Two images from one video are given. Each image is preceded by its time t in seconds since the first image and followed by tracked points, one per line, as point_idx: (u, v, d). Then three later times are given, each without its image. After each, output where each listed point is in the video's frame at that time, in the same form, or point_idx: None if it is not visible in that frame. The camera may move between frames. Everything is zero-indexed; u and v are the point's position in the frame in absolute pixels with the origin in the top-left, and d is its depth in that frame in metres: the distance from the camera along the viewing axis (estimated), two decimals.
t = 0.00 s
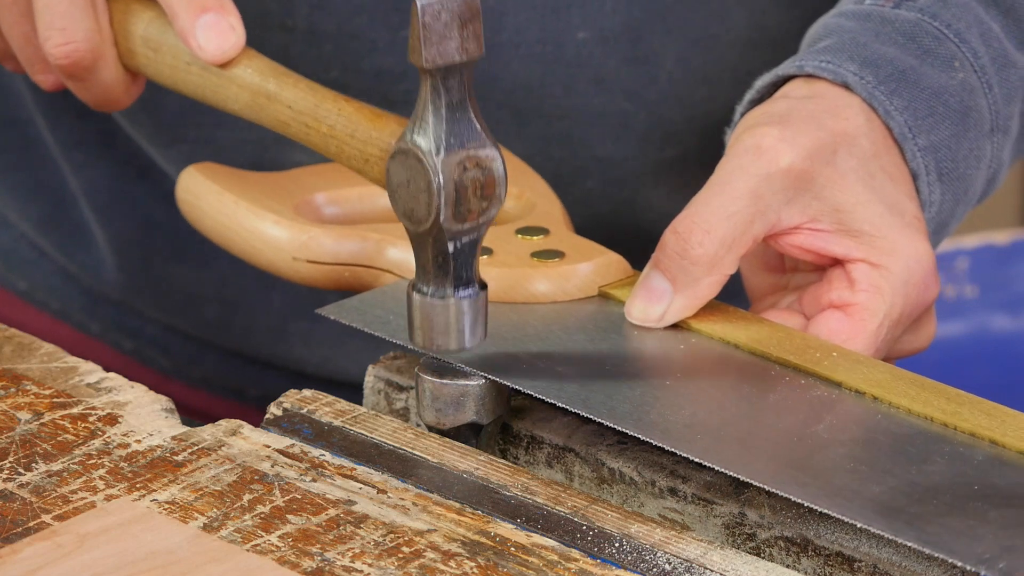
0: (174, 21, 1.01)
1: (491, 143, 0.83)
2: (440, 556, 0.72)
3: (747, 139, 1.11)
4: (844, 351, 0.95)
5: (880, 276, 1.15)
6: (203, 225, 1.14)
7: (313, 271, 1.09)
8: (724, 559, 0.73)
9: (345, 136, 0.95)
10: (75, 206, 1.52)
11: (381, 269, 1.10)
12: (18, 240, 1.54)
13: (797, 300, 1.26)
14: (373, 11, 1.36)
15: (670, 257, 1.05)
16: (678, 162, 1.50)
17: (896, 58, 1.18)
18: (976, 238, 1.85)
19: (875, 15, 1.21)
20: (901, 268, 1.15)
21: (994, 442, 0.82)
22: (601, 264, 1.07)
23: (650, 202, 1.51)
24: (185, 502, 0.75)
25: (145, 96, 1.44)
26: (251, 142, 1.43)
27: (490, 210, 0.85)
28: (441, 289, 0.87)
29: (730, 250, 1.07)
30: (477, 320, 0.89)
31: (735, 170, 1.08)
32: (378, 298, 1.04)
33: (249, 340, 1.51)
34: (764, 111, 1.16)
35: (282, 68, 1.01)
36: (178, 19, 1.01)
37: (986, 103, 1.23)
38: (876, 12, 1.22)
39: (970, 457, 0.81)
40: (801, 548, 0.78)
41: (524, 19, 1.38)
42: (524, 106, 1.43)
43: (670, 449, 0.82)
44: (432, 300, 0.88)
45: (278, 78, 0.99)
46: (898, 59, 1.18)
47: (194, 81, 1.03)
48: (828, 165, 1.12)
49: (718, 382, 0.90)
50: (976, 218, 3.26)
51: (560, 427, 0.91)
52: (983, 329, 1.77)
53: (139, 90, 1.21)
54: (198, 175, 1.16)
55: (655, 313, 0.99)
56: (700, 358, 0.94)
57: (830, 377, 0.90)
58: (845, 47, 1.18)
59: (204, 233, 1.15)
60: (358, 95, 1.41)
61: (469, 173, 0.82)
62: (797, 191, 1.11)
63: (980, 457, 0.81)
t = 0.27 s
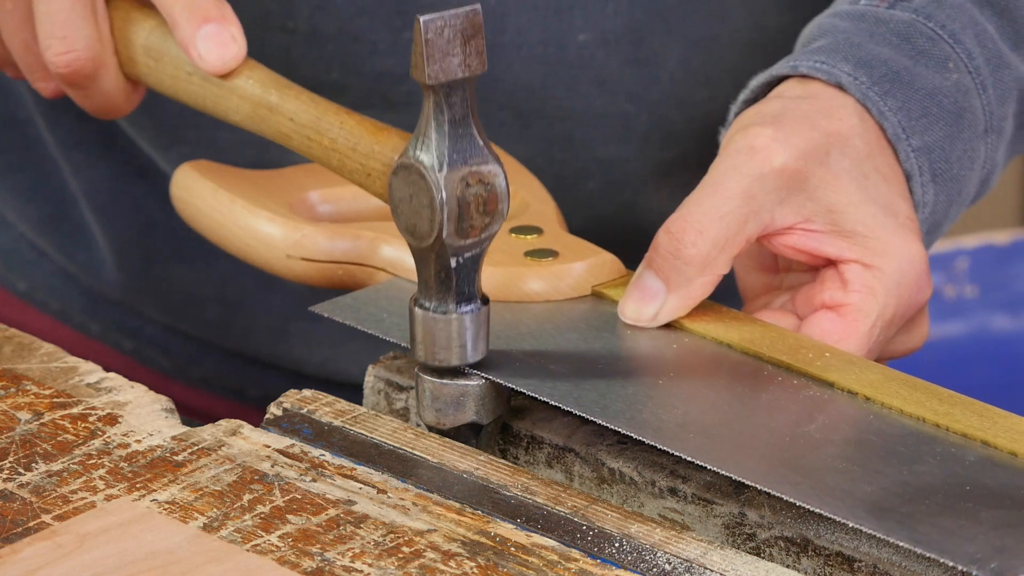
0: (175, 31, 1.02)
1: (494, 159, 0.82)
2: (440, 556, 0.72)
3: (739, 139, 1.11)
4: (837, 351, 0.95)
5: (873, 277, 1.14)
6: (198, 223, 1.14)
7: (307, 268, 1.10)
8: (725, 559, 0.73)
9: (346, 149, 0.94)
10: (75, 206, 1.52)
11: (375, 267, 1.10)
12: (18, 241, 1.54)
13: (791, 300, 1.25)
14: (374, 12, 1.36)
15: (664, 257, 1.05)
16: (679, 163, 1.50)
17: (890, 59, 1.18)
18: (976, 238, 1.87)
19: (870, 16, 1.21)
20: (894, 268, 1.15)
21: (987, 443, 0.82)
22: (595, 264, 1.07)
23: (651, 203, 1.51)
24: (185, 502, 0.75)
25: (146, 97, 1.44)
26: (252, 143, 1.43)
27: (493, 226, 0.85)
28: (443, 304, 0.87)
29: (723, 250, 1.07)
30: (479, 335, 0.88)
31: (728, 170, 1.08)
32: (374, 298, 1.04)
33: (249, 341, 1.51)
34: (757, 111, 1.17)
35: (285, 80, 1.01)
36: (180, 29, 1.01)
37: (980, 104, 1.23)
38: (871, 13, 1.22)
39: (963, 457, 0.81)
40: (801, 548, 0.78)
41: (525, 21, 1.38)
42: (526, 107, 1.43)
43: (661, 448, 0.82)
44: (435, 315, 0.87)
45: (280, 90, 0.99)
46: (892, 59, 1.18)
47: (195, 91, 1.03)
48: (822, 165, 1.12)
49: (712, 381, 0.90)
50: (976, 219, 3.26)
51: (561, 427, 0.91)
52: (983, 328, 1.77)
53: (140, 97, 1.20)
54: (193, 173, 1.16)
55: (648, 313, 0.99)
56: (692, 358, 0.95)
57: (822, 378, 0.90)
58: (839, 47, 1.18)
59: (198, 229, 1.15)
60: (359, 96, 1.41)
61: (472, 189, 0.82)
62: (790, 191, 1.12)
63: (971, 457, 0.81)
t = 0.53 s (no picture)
0: (178, 31, 1.03)
1: (498, 158, 0.83)
2: (440, 556, 0.72)
3: (735, 137, 1.11)
4: (830, 348, 0.95)
5: (867, 274, 1.14)
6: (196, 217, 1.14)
7: (304, 262, 1.10)
8: (724, 559, 0.73)
9: (349, 149, 0.94)
10: (74, 207, 1.52)
11: (371, 261, 1.10)
12: (16, 243, 1.55)
13: (786, 297, 1.24)
14: (374, 13, 1.36)
15: (659, 253, 1.05)
16: (679, 164, 1.50)
17: (886, 57, 1.18)
18: (976, 238, 1.87)
19: (867, 14, 1.21)
20: (889, 267, 1.14)
21: (980, 444, 0.82)
22: (592, 258, 1.07)
23: (652, 204, 1.51)
24: (185, 502, 0.75)
25: (146, 99, 1.44)
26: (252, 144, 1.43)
27: (497, 225, 0.85)
28: (447, 303, 0.87)
29: (718, 247, 1.07)
30: (482, 334, 0.88)
31: (724, 167, 1.08)
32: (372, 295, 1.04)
33: (249, 342, 1.50)
34: (753, 109, 1.16)
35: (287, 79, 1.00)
36: (182, 29, 1.02)
37: (976, 102, 1.23)
38: (868, 11, 1.22)
39: (955, 458, 0.81)
40: (801, 548, 0.78)
41: (525, 22, 1.38)
42: (527, 109, 1.43)
43: (653, 446, 0.83)
44: (438, 314, 0.87)
45: (281, 89, 0.99)
46: (888, 58, 1.18)
47: (196, 90, 1.03)
48: (817, 163, 1.12)
49: (706, 379, 0.90)
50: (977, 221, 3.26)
51: (561, 427, 0.91)
52: (983, 328, 1.77)
53: (139, 96, 1.20)
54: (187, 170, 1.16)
55: (643, 309, 0.99)
56: (687, 354, 0.95)
57: (816, 376, 0.91)
58: (836, 46, 1.18)
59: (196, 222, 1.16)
60: (359, 98, 1.41)
61: (477, 188, 0.82)
62: (786, 188, 1.12)
63: (964, 458, 0.81)
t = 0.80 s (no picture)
0: (175, 28, 1.03)
1: (495, 156, 0.83)
2: (440, 556, 0.72)
3: (726, 134, 1.10)
4: (818, 343, 0.96)
5: (856, 270, 1.14)
6: (192, 220, 1.14)
7: (298, 267, 1.10)
8: (724, 559, 0.73)
9: (347, 146, 0.94)
10: (73, 208, 1.52)
11: (363, 264, 1.10)
12: (16, 243, 1.54)
13: (776, 294, 1.24)
14: (374, 14, 1.36)
15: (648, 250, 1.05)
16: (679, 165, 1.50)
17: (878, 55, 1.18)
18: (976, 238, 1.86)
19: (860, 12, 1.21)
20: (879, 263, 1.14)
21: (965, 433, 0.83)
22: (582, 258, 1.07)
23: (651, 205, 1.51)
24: (185, 502, 0.75)
25: (145, 99, 1.44)
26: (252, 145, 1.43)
27: (495, 222, 0.85)
28: (444, 301, 0.87)
29: (708, 244, 1.07)
30: (480, 332, 0.88)
31: (714, 164, 1.08)
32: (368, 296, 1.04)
33: (248, 343, 1.51)
34: (744, 107, 1.16)
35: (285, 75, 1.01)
36: (180, 26, 1.02)
37: (969, 101, 1.23)
38: (861, 9, 1.22)
39: (941, 446, 0.82)
40: (801, 548, 0.78)
41: (525, 22, 1.38)
42: (526, 110, 1.43)
43: (638, 437, 0.84)
44: (436, 312, 0.87)
45: (280, 86, 0.99)
46: (881, 56, 1.18)
47: (196, 86, 1.03)
48: (807, 161, 1.12)
49: (694, 375, 0.91)
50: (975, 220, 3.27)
51: (560, 427, 0.91)
52: (983, 328, 1.77)
53: (139, 92, 1.20)
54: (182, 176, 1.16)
55: (632, 307, 1.00)
56: (677, 347, 0.96)
57: (803, 368, 0.92)
58: (828, 44, 1.18)
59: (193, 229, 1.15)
60: (359, 98, 1.41)
61: (474, 186, 0.82)
62: (776, 184, 1.11)
63: (949, 446, 0.82)
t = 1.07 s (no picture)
0: (174, 22, 1.02)
1: (494, 142, 0.82)
2: (440, 556, 0.72)
3: (713, 131, 1.11)
4: (804, 342, 0.96)
5: (843, 268, 1.14)
6: (185, 216, 1.14)
7: (286, 259, 1.10)
8: (724, 559, 0.73)
9: (347, 136, 0.96)
10: (73, 207, 1.52)
11: (351, 257, 1.10)
12: (16, 243, 1.55)
13: (763, 291, 1.23)
14: (375, 15, 1.36)
15: (635, 247, 1.06)
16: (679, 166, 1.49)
17: (869, 54, 1.17)
18: (976, 237, 1.86)
19: (851, 11, 1.21)
20: (865, 262, 1.14)
21: (948, 433, 0.83)
22: (570, 253, 1.07)
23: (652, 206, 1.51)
24: (185, 502, 0.75)
25: (145, 100, 1.44)
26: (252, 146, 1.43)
27: (495, 209, 0.85)
28: (445, 288, 0.87)
29: (695, 241, 1.08)
30: (480, 320, 0.89)
31: (701, 162, 1.08)
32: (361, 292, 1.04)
33: (248, 343, 1.51)
34: (733, 104, 1.16)
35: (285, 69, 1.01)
36: (178, 21, 1.01)
37: (960, 100, 1.23)
38: (852, 7, 1.21)
39: (922, 445, 0.82)
40: (801, 548, 0.78)
41: (526, 24, 1.38)
42: (526, 111, 1.43)
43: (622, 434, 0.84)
44: (436, 300, 0.87)
45: (280, 78, 0.99)
46: (872, 55, 1.17)
47: (195, 81, 1.03)
48: (795, 158, 1.12)
49: (680, 372, 0.91)
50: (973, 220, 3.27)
51: (560, 427, 0.91)
52: (983, 328, 1.77)
53: (138, 91, 1.19)
54: (173, 168, 1.16)
55: (620, 302, 1.00)
56: (662, 344, 0.97)
57: (788, 366, 0.92)
58: (819, 42, 1.17)
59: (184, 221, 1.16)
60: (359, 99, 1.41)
61: (473, 173, 0.82)
62: (762, 182, 1.11)
63: (930, 445, 0.82)
